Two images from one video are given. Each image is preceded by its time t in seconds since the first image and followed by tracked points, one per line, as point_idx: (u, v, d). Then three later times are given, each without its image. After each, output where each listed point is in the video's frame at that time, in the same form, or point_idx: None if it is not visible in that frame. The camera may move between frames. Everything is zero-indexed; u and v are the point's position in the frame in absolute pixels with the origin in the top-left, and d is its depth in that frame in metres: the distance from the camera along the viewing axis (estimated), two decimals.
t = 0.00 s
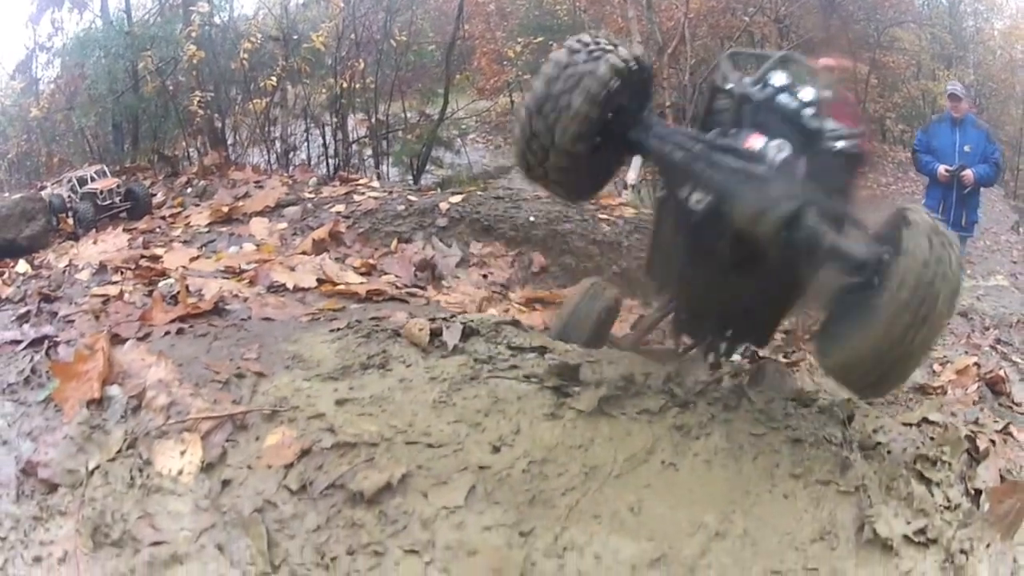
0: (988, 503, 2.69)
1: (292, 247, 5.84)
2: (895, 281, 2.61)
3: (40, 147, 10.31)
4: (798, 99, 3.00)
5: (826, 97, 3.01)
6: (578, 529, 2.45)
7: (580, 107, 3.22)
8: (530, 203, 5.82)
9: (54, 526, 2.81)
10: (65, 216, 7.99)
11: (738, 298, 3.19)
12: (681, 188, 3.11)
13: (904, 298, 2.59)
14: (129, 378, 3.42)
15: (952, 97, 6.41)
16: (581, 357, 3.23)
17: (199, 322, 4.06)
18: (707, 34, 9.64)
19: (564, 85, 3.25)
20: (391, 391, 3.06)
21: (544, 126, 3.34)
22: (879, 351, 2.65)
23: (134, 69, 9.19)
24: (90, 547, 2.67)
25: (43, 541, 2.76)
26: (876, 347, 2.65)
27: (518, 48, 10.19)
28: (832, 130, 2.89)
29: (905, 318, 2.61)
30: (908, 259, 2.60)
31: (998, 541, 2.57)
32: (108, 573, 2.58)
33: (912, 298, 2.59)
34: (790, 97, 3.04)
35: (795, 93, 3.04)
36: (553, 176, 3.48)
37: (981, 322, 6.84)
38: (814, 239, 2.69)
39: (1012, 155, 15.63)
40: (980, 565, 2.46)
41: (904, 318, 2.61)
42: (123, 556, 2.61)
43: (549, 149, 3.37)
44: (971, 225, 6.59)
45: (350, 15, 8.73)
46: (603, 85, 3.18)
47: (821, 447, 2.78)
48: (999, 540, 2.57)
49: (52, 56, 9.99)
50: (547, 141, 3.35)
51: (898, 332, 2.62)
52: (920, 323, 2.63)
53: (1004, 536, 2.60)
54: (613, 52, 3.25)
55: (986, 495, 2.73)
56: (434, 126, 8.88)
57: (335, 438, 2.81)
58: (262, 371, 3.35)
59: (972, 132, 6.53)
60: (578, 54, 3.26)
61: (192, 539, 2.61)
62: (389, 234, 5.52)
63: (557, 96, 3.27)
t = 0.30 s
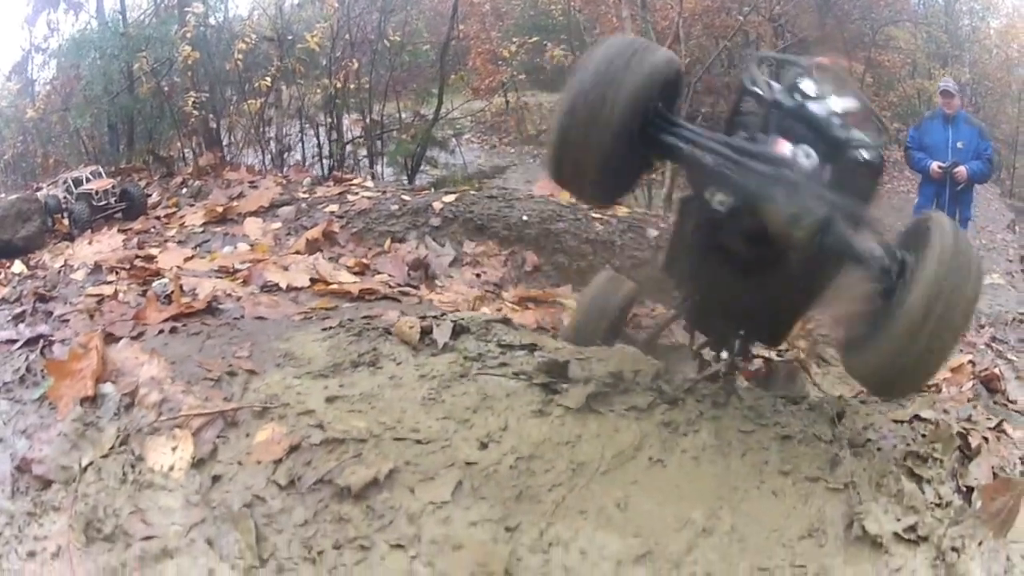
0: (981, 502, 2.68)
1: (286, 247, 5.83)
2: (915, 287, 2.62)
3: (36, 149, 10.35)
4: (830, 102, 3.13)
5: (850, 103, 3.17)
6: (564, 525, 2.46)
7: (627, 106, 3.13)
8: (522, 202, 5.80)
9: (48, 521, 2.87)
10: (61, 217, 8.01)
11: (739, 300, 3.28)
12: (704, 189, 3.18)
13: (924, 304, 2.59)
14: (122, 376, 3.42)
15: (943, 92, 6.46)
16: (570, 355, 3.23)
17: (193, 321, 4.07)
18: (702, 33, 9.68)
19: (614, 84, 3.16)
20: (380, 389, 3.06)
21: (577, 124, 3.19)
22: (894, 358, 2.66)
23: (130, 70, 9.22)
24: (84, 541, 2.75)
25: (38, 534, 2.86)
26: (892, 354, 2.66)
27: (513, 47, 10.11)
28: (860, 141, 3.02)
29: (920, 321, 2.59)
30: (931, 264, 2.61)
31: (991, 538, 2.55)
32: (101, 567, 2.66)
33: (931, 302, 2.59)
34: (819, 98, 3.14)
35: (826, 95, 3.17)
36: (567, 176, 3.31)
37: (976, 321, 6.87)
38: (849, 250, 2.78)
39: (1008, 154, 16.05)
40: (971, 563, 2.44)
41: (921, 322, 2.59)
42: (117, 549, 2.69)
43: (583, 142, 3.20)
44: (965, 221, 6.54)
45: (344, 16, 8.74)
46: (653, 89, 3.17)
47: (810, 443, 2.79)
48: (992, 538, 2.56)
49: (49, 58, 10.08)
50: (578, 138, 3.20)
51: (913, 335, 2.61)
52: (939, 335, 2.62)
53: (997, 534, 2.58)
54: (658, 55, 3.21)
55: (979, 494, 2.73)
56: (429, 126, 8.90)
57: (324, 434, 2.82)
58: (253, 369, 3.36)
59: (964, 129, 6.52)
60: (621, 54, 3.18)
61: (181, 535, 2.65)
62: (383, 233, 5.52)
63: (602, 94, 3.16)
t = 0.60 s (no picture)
0: (965, 499, 2.73)
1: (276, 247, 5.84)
2: (920, 370, 2.78)
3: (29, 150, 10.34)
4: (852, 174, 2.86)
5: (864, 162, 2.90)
6: (539, 520, 2.48)
7: (667, 187, 2.94)
8: (510, 203, 5.83)
9: (39, 518, 3.00)
10: (53, 219, 8.06)
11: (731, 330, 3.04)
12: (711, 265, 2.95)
13: (927, 389, 2.77)
14: (112, 375, 3.47)
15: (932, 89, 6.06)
16: (551, 353, 3.24)
17: (182, 321, 4.07)
18: (693, 32, 9.72)
19: (652, 163, 2.98)
20: (363, 386, 3.08)
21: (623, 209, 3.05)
22: (889, 434, 2.82)
23: (122, 72, 9.23)
24: (73, 536, 2.79)
25: (30, 530, 2.96)
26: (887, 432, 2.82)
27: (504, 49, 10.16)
28: (878, 206, 2.86)
29: (923, 404, 2.78)
30: (938, 349, 2.75)
31: (976, 537, 2.60)
32: (87, 562, 2.68)
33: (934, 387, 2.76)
34: (829, 159, 2.88)
35: (844, 165, 2.87)
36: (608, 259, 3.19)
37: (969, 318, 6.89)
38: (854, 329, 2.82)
39: (1001, 153, 15.90)
40: (955, 560, 2.50)
41: (922, 405, 2.78)
42: (104, 544, 2.71)
43: (627, 229, 3.06)
44: (955, 217, 6.29)
45: (336, 17, 8.76)
46: (690, 170, 2.96)
47: (791, 440, 2.80)
48: (977, 536, 2.61)
49: (42, 59, 10.08)
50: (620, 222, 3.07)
51: (914, 416, 2.79)
52: (933, 413, 2.78)
53: (983, 532, 2.63)
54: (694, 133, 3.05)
55: (962, 491, 2.78)
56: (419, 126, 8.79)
57: (306, 430, 2.84)
58: (239, 367, 3.37)
59: (953, 124, 6.13)
60: (657, 135, 3.03)
61: (167, 528, 2.66)
62: (372, 233, 5.54)
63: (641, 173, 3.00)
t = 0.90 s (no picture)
0: (950, 500, 2.72)
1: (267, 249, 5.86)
2: (912, 377, 2.80)
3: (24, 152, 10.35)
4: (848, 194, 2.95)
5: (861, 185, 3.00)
6: (518, 518, 2.48)
7: (662, 206, 2.82)
8: (500, 203, 5.85)
9: (34, 514, 3.02)
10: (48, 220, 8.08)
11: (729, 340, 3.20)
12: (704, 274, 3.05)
13: (919, 395, 2.79)
14: (104, 374, 3.50)
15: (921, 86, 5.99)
16: (536, 353, 3.27)
17: (173, 322, 4.08)
18: (686, 32, 9.74)
19: (647, 180, 2.84)
20: (350, 385, 3.10)
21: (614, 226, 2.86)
22: (880, 438, 2.83)
23: (116, 73, 9.23)
24: (64, 532, 2.82)
25: (23, 526, 2.98)
26: (879, 433, 2.83)
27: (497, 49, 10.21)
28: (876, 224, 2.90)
29: (915, 411, 2.78)
30: (930, 359, 2.79)
31: (962, 537, 2.58)
32: (79, 557, 2.70)
33: (927, 395, 2.78)
34: (827, 181, 3.00)
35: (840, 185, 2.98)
36: (596, 278, 2.99)
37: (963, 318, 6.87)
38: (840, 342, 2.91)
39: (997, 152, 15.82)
40: (939, 561, 2.45)
41: (914, 410, 2.79)
42: (94, 540, 2.73)
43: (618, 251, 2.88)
44: (948, 215, 6.15)
45: (329, 19, 8.66)
46: (683, 188, 2.84)
47: (773, 440, 2.83)
48: (962, 536, 2.58)
49: (37, 60, 10.08)
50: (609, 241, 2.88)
51: (905, 422, 2.79)
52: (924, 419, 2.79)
53: (970, 533, 2.61)
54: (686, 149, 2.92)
55: (947, 492, 2.76)
56: (412, 127, 8.70)
57: (291, 429, 2.86)
58: (228, 366, 3.39)
59: (943, 122, 6.06)
60: (650, 150, 2.87)
61: (156, 523, 2.68)
62: (363, 235, 5.56)
63: (634, 190, 2.84)
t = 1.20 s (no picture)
0: (930, 497, 2.71)
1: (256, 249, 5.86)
2: (894, 351, 2.94)
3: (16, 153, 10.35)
4: (822, 187, 3.02)
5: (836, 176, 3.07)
6: (490, 511, 2.50)
7: (626, 207, 2.81)
8: (487, 203, 5.86)
9: (23, 509, 3.01)
10: (39, 221, 8.10)
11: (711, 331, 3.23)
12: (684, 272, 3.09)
13: (900, 367, 2.92)
14: (92, 372, 3.52)
15: (908, 84, 5.95)
16: (514, 351, 3.29)
17: (161, 322, 4.10)
18: (677, 32, 9.77)
19: (610, 182, 2.85)
20: (330, 382, 3.13)
21: (581, 228, 2.88)
22: (866, 415, 2.89)
23: (107, 74, 9.22)
24: (53, 525, 2.83)
25: (13, 520, 2.97)
26: (866, 410, 2.90)
27: (489, 49, 10.35)
28: (853, 215, 2.97)
29: (898, 381, 2.90)
30: (908, 332, 2.96)
31: (943, 535, 2.56)
32: (66, 549, 2.71)
33: (907, 366, 2.92)
34: (803, 174, 3.06)
35: (815, 178, 3.04)
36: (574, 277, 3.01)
37: (953, 315, 6.88)
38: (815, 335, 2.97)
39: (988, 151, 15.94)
40: (919, 560, 2.43)
41: (897, 384, 2.90)
42: (81, 533, 2.75)
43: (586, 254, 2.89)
44: (937, 212, 6.20)
45: (319, 19, 8.70)
46: (648, 188, 2.81)
47: (749, 436, 2.86)
48: (944, 535, 2.56)
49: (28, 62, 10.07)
50: (577, 242, 2.89)
51: (889, 393, 2.90)
52: (908, 392, 2.91)
53: (951, 530, 2.59)
54: (653, 147, 2.91)
55: (927, 489, 2.75)
56: (402, 126, 8.73)
57: (270, 424, 2.89)
58: (212, 364, 3.41)
59: (931, 120, 6.03)
60: (613, 152, 2.87)
61: (140, 516, 2.70)
62: (350, 234, 5.59)
63: (598, 192, 2.85)
